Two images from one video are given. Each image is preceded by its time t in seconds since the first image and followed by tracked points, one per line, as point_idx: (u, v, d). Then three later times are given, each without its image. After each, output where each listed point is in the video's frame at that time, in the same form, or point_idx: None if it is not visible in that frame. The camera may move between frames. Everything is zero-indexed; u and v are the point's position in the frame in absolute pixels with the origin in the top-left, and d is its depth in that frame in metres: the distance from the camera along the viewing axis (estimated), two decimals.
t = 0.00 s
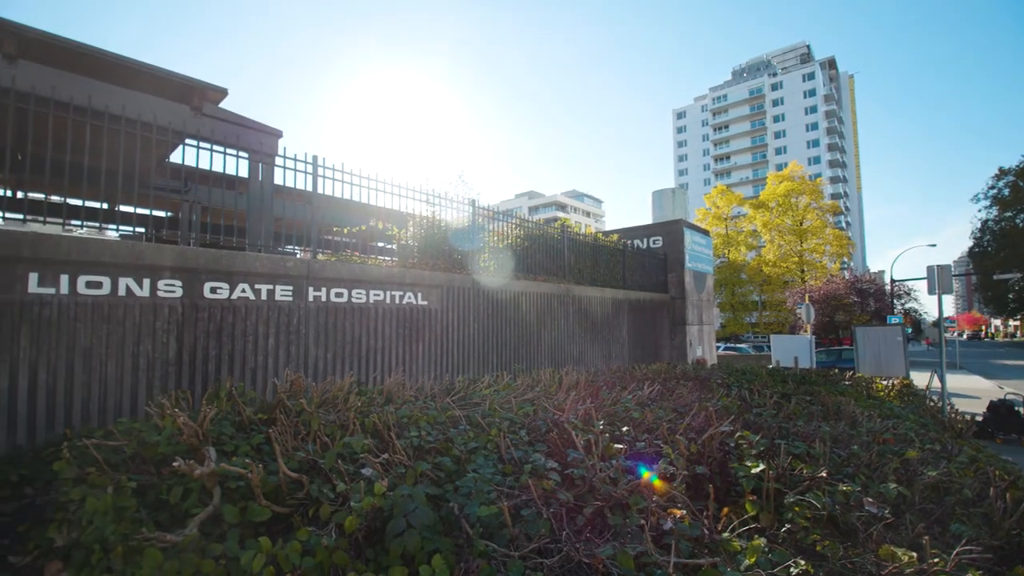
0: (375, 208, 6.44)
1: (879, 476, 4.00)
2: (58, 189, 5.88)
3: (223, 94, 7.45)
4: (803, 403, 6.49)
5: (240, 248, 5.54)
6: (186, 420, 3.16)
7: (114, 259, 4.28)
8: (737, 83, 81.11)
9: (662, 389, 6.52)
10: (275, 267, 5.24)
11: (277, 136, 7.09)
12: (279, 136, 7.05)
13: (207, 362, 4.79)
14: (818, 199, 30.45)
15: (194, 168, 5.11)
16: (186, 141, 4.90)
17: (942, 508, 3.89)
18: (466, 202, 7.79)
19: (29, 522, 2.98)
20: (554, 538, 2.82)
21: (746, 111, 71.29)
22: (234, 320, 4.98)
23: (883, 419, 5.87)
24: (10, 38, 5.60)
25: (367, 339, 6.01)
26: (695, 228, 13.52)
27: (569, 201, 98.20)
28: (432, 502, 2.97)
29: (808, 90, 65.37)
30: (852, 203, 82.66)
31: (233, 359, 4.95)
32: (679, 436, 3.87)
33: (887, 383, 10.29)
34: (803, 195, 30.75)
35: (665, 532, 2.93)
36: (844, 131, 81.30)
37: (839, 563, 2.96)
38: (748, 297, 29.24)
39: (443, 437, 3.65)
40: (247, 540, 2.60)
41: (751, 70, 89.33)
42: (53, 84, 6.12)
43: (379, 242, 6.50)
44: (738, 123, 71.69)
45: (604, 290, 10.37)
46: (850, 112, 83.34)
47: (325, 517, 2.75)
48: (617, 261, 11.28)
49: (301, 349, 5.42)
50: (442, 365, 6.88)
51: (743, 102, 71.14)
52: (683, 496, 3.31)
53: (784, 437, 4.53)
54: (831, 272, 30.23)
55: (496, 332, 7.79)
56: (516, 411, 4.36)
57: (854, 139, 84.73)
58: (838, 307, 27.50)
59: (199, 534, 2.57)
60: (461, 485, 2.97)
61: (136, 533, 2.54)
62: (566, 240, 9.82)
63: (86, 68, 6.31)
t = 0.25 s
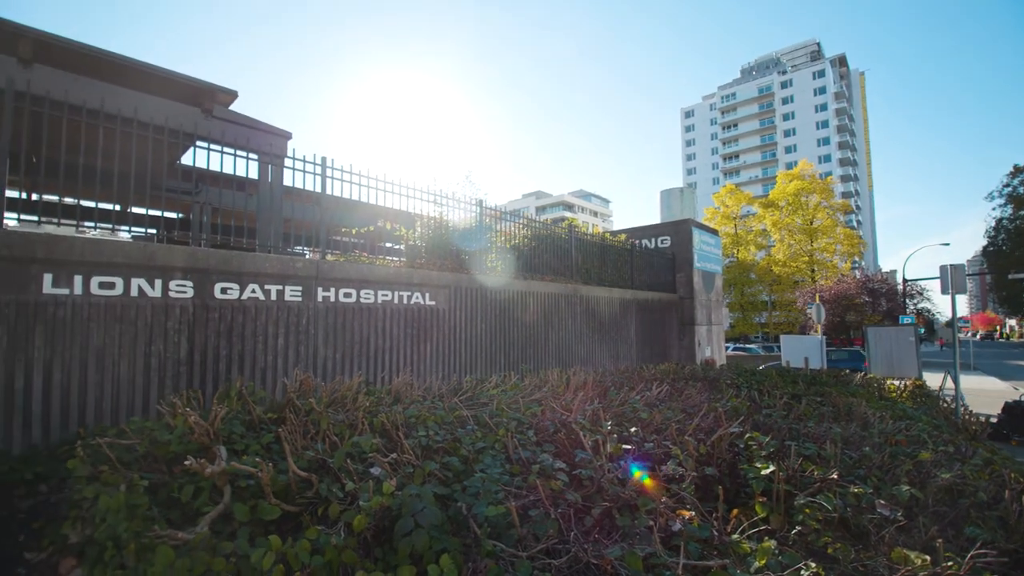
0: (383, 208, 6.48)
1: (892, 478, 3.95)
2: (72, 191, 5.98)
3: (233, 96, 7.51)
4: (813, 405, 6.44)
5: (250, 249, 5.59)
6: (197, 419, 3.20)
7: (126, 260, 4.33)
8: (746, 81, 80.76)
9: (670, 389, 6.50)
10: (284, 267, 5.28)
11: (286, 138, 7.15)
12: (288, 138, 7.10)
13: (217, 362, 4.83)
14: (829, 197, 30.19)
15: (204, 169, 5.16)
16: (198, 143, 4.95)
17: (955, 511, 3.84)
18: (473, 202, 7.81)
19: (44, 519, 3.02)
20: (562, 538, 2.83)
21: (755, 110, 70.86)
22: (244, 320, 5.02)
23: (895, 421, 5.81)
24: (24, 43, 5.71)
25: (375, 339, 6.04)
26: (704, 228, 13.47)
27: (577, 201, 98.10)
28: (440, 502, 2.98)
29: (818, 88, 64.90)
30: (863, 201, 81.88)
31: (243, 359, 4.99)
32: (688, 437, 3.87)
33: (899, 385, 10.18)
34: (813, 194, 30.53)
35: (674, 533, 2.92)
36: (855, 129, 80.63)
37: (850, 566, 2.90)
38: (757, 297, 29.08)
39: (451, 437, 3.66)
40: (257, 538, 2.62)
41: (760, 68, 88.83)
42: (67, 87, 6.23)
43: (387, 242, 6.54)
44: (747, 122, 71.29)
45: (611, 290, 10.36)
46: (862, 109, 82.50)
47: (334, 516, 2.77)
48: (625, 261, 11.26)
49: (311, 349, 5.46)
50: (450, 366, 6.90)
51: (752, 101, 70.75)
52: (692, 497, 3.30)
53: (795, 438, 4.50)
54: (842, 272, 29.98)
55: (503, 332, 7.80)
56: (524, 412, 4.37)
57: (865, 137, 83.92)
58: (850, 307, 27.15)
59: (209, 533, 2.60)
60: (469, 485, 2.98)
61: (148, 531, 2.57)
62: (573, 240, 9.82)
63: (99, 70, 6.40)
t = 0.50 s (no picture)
0: (391, 209, 6.52)
1: (904, 480, 3.91)
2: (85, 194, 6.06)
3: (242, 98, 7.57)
4: (823, 405, 6.40)
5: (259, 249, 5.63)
6: (207, 419, 3.23)
7: (137, 261, 4.37)
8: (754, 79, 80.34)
9: (678, 389, 6.49)
10: (292, 268, 5.32)
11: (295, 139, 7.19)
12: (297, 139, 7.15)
13: (227, 362, 4.87)
14: (838, 196, 29.96)
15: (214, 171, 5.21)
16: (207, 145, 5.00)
17: (968, 513, 3.80)
18: (480, 202, 7.83)
19: (58, 516, 3.07)
20: (570, 539, 2.83)
21: (764, 108, 70.46)
22: (253, 320, 5.06)
23: (907, 422, 5.76)
24: (37, 48, 5.79)
25: (382, 339, 6.06)
26: (712, 227, 13.42)
27: (584, 201, 97.99)
28: (447, 501, 2.99)
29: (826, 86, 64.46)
30: (873, 200, 81.22)
31: (252, 358, 5.03)
32: (696, 438, 3.86)
33: (911, 385, 10.07)
34: (822, 192, 30.33)
35: (682, 535, 2.92)
36: (865, 128, 80.02)
37: (860, 568, 2.89)
38: (766, 297, 28.93)
39: (458, 437, 3.67)
40: (267, 537, 2.64)
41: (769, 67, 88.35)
42: (79, 91, 6.31)
43: (394, 243, 6.58)
44: (755, 121, 70.93)
45: (618, 290, 10.35)
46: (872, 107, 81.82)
47: (342, 515, 2.79)
48: (632, 261, 11.24)
49: (319, 349, 5.49)
50: (457, 366, 6.92)
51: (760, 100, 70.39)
52: (700, 498, 3.30)
53: (804, 439, 4.47)
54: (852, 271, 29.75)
55: (510, 332, 7.80)
56: (531, 412, 4.37)
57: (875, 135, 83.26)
58: (858, 307, 27.30)
59: (219, 531, 2.62)
60: (476, 485, 2.99)
61: (159, 529, 2.59)
62: (580, 240, 9.82)
63: (111, 74, 6.47)
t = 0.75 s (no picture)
0: (397, 210, 6.54)
1: (915, 482, 3.86)
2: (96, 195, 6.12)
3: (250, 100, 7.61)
4: (833, 406, 6.35)
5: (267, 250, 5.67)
6: (216, 418, 3.25)
7: (147, 262, 4.42)
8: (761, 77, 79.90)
9: (685, 390, 6.47)
10: (300, 268, 5.35)
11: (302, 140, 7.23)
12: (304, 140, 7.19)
13: (235, 362, 4.91)
14: (847, 195, 29.75)
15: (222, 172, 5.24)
16: (216, 147, 5.03)
17: (980, 516, 3.76)
18: (486, 202, 7.84)
19: (70, 514, 3.10)
20: (577, 540, 2.83)
21: (771, 107, 70.10)
22: (261, 320, 5.10)
23: (917, 423, 5.71)
24: (50, 51, 5.85)
25: (389, 339, 6.08)
26: (719, 227, 13.37)
27: (590, 201, 97.91)
28: (454, 501, 3.00)
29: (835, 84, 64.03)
30: (882, 199, 80.57)
31: (260, 358, 5.06)
32: (703, 439, 3.85)
33: (922, 386, 9.97)
34: (831, 191, 30.13)
35: (690, 536, 2.92)
36: (874, 126, 79.46)
37: (869, 571, 2.88)
38: (774, 297, 28.79)
39: (465, 437, 3.68)
40: (275, 535, 2.66)
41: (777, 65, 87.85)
42: (91, 94, 6.38)
43: (401, 243, 6.61)
44: (763, 119, 70.56)
45: (625, 290, 10.33)
46: (881, 105, 81.13)
47: (350, 514, 2.80)
48: (638, 261, 11.22)
49: (326, 348, 5.52)
50: (463, 366, 6.94)
51: (767, 98, 70.00)
52: (707, 499, 3.29)
53: (813, 441, 4.45)
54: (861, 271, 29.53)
55: (516, 332, 7.81)
56: (537, 412, 4.37)
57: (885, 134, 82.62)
58: (868, 307, 26.88)
59: (228, 530, 2.64)
60: (483, 485, 3.00)
61: (169, 527, 2.61)
62: (587, 240, 9.81)
63: (121, 77, 6.52)
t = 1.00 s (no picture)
0: (404, 210, 6.56)
1: (926, 483, 3.83)
2: (107, 197, 6.19)
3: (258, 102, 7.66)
4: (842, 407, 6.31)
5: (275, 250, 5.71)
6: (225, 417, 3.28)
7: (157, 262, 4.46)
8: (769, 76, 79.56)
9: (693, 391, 6.45)
10: (308, 269, 5.38)
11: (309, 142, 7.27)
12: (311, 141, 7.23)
13: (244, 361, 4.95)
14: (857, 194, 29.53)
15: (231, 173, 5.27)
16: (224, 148, 5.06)
17: (992, 518, 3.72)
18: (492, 202, 7.85)
19: (81, 512, 3.14)
20: (584, 540, 2.83)
21: (779, 105, 69.70)
22: (270, 320, 5.13)
23: (929, 425, 5.66)
24: (61, 54, 5.91)
25: (396, 339, 6.10)
26: (727, 226, 13.32)
27: (596, 201, 97.76)
28: (461, 501, 3.00)
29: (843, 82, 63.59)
30: (892, 198, 79.90)
31: (269, 358, 5.09)
32: (711, 440, 3.85)
33: (933, 386, 9.87)
34: (840, 190, 29.93)
35: (698, 537, 2.91)
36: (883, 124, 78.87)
37: (879, 573, 2.86)
38: (782, 297, 28.63)
39: (472, 437, 3.69)
40: (283, 534, 2.68)
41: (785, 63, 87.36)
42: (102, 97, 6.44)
43: (407, 243, 6.63)
44: (770, 118, 70.18)
45: (631, 290, 10.31)
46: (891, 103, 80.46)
47: (358, 513, 2.81)
48: (645, 260, 11.19)
49: (334, 348, 5.55)
50: (470, 366, 6.95)
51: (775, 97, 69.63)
52: (714, 500, 3.29)
53: (822, 442, 4.43)
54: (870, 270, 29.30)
55: (522, 332, 7.81)
56: (544, 412, 4.37)
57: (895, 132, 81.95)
58: (879, 307, 26.75)
59: (237, 528, 2.66)
60: (489, 485, 3.00)
61: (179, 525, 2.64)
62: (593, 240, 9.80)
63: (130, 80, 6.58)
